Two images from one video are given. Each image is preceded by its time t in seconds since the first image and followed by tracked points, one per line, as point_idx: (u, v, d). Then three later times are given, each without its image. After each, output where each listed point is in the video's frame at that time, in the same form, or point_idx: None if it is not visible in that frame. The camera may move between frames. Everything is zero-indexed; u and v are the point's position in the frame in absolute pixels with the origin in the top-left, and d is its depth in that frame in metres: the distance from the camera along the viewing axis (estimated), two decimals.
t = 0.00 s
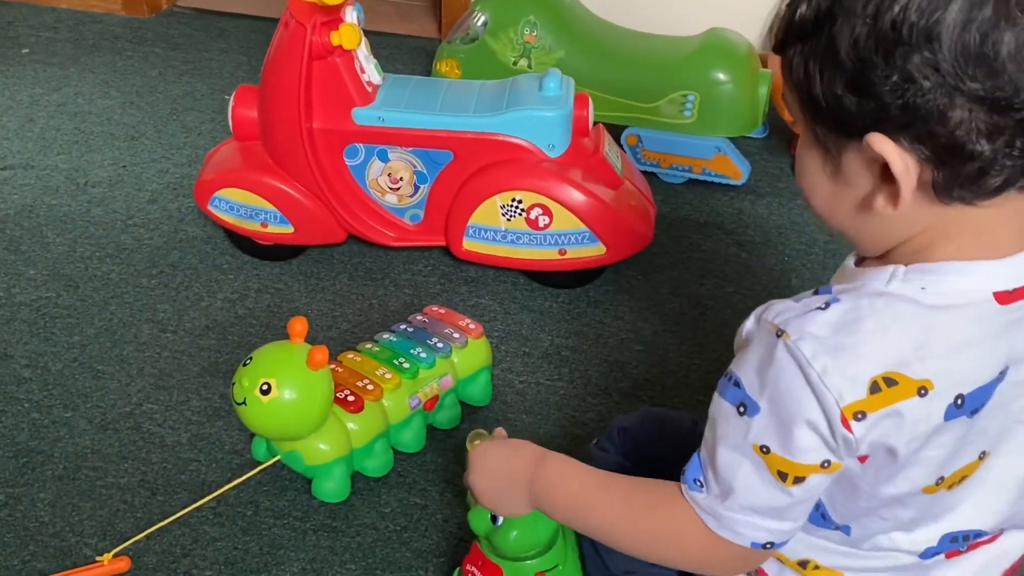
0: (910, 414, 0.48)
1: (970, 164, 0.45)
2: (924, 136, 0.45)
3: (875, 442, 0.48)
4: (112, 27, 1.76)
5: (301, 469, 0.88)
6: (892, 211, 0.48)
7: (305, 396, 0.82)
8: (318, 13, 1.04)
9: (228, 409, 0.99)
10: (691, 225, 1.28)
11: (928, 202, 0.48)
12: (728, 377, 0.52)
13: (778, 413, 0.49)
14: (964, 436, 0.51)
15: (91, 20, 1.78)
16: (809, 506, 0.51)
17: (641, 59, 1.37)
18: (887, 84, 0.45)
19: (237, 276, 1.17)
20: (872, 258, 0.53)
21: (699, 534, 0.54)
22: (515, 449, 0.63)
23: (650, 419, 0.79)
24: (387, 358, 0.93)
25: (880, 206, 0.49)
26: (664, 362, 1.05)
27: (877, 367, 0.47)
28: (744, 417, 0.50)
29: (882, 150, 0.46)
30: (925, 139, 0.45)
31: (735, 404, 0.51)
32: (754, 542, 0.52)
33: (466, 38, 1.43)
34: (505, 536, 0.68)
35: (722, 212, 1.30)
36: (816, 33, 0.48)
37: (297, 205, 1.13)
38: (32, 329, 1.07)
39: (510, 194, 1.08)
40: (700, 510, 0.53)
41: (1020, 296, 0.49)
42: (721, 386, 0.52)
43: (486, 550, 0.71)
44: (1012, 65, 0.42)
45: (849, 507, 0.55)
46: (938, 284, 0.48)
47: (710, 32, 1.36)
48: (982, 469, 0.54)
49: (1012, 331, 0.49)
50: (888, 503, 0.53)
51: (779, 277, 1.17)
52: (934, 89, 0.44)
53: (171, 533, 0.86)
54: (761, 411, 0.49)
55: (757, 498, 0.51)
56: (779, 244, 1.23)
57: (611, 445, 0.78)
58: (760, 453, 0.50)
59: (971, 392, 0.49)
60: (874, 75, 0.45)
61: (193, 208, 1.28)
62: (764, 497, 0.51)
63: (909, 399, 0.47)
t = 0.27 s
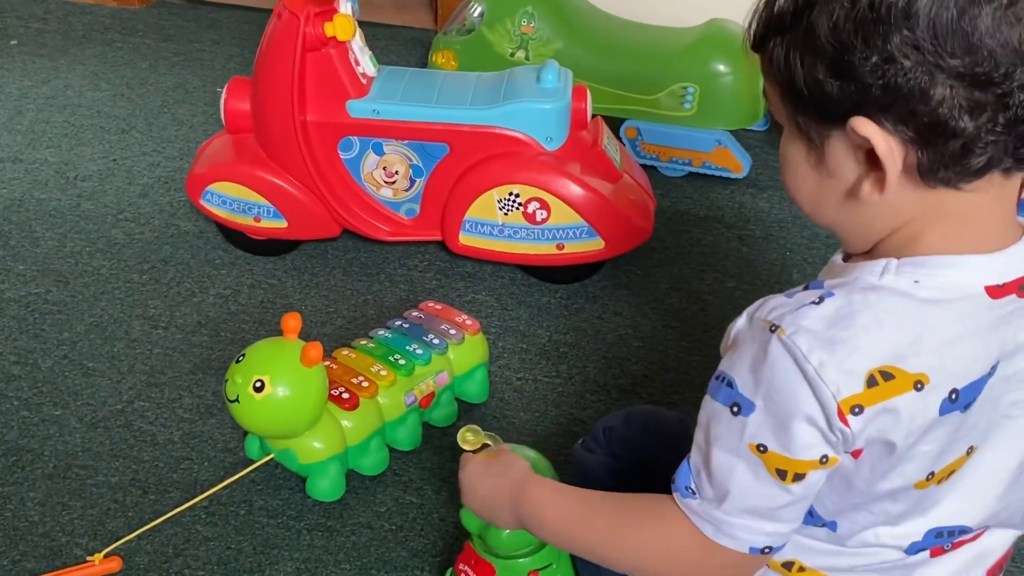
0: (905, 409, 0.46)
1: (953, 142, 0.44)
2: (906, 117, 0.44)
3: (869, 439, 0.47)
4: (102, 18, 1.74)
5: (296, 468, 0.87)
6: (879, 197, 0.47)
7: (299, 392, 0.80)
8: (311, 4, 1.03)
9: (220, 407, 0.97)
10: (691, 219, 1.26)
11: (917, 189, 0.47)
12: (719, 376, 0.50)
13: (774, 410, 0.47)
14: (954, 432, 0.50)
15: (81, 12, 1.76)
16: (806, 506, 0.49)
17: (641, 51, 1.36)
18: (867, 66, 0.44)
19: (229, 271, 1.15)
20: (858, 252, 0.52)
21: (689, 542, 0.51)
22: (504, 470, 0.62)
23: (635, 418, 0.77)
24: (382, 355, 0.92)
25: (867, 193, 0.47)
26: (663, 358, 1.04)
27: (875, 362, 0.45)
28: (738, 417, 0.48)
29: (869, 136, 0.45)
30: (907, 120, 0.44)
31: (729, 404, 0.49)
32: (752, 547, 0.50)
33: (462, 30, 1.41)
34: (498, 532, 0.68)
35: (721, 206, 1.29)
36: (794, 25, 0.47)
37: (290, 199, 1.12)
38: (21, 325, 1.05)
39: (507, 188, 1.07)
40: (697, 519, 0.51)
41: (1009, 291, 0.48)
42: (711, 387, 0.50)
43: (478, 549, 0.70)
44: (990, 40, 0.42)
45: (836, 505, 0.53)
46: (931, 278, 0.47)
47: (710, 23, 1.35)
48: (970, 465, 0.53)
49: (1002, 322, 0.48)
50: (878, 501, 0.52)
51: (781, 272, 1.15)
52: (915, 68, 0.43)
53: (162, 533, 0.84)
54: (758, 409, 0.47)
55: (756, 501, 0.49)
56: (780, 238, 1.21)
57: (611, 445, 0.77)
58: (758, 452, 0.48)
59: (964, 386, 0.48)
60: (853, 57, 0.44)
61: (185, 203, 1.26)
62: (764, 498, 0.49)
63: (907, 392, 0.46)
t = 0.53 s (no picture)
0: (903, 404, 0.46)
1: (954, 142, 0.44)
2: (907, 115, 0.44)
3: (869, 432, 0.47)
4: (99, 17, 1.74)
5: (294, 468, 0.87)
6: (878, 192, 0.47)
7: (297, 393, 0.81)
8: (309, 4, 1.03)
9: (219, 406, 0.97)
10: (688, 218, 1.26)
11: (917, 186, 0.47)
12: (719, 371, 0.50)
13: (774, 405, 0.47)
14: (954, 426, 0.50)
15: (79, 11, 1.76)
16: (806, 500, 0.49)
17: (638, 50, 1.36)
18: (870, 64, 0.44)
19: (228, 271, 1.15)
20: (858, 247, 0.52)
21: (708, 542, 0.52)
22: (504, 454, 0.62)
23: (634, 416, 0.77)
24: (380, 355, 0.91)
25: (867, 188, 0.48)
26: (662, 358, 1.04)
27: (876, 357, 0.46)
28: (738, 411, 0.49)
29: (870, 133, 0.45)
30: (909, 118, 0.44)
31: (730, 398, 0.49)
32: (753, 540, 0.51)
33: (460, 29, 1.42)
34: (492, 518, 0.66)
35: (720, 204, 1.29)
36: (799, 20, 0.47)
37: (288, 198, 1.12)
38: (19, 326, 1.05)
39: (505, 187, 1.07)
40: (699, 511, 0.51)
41: (1009, 287, 0.48)
42: (713, 382, 0.51)
43: (472, 538, 0.69)
44: (994, 41, 0.41)
45: (839, 495, 0.53)
46: (931, 273, 0.47)
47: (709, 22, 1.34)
48: (971, 459, 0.53)
49: (1002, 319, 0.48)
50: (879, 491, 0.52)
51: (778, 271, 1.15)
52: (918, 67, 0.43)
53: (161, 533, 0.84)
54: (757, 404, 0.48)
55: (756, 494, 0.49)
56: (777, 238, 1.21)
57: (610, 445, 0.77)
58: (758, 446, 0.48)
59: (964, 381, 0.48)
60: (857, 55, 0.44)
61: (183, 202, 1.26)
62: (764, 492, 0.49)
63: (903, 387, 0.46)
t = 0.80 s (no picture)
0: (878, 398, 0.48)
1: (944, 138, 0.46)
2: (902, 110, 0.46)
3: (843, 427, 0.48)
4: (103, 22, 1.75)
5: (297, 467, 0.88)
6: (868, 185, 0.49)
7: (300, 393, 0.82)
8: (312, 8, 1.04)
9: (222, 406, 0.98)
10: (686, 219, 1.27)
11: (904, 180, 0.49)
12: (703, 351, 0.53)
13: (744, 389, 0.49)
14: (937, 422, 0.51)
15: (82, 15, 1.77)
16: (756, 481, 0.53)
17: (636, 53, 1.37)
18: (869, 58, 0.45)
19: (231, 272, 1.16)
20: (841, 240, 0.54)
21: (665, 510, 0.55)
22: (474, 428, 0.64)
23: (629, 418, 0.79)
24: (382, 355, 0.93)
25: (856, 181, 0.49)
26: (660, 357, 1.05)
27: (853, 350, 0.47)
28: (711, 390, 0.52)
29: (866, 127, 0.46)
30: (903, 112, 0.46)
31: (707, 377, 0.52)
32: (694, 511, 0.54)
33: (460, 32, 1.43)
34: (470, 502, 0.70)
35: (717, 205, 1.30)
36: (797, 11, 0.48)
37: (290, 201, 1.13)
38: (25, 327, 1.06)
39: (505, 189, 1.08)
40: (651, 473, 0.54)
41: (992, 284, 0.50)
42: (695, 359, 0.53)
43: (454, 524, 0.73)
44: (993, 40, 0.43)
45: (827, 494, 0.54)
46: (914, 271, 0.49)
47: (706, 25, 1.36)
48: (958, 455, 0.53)
49: (985, 316, 0.50)
50: (865, 490, 0.53)
51: (775, 271, 1.17)
52: (916, 63, 0.44)
53: (166, 532, 0.85)
54: (727, 385, 0.50)
55: (707, 469, 0.52)
56: (774, 238, 1.23)
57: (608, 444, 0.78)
58: (716, 425, 0.51)
59: (943, 376, 0.49)
60: (856, 48, 0.46)
61: (186, 205, 1.28)
62: (711, 469, 0.52)
63: (876, 381, 0.47)
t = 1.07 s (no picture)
0: (867, 394, 0.50)
1: (912, 145, 0.48)
2: (872, 115, 0.48)
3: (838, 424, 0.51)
4: (114, 34, 1.79)
5: (303, 466, 0.91)
6: (834, 184, 0.51)
7: (306, 394, 0.85)
8: (316, 21, 1.07)
9: (230, 407, 1.02)
10: (681, 224, 1.30)
11: (869, 183, 0.51)
12: (691, 372, 0.54)
13: (744, 398, 0.50)
14: (915, 412, 0.53)
15: (94, 27, 1.81)
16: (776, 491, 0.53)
17: (632, 64, 1.40)
18: (844, 62, 0.47)
19: (239, 277, 1.20)
20: (810, 236, 0.56)
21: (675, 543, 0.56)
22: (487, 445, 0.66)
23: (623, 418, 0.82)
24: (385, 357, 0.96)
25: (823, 180, 0.52)
26: (654, 359, 1.08)
27: (841, 349, 0.49)
28: (710, 408, 0.52)
29: (836, 128, 0.49)
30: (874, 117, 0.48)
31: (704, 396, 0.53)
32: (721, 533, 0.54)
33: (460, 44, 1.46)
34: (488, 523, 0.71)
35: (710, 211, 1.33)
36: (779, 12, 0.49)
37: (296, 207, 1.16)
38: (39, 330, 1.10)
39: (504, 196, 1.11)
40: (668, 503, 0.55)
41: (959, 278, 0.52)
42: (685, 382, 0.54)
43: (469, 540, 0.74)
44: (962, 52, 0.45)
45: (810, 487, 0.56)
46: (889, 269, 0.51)
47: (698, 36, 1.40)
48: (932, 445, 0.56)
49: (953, 310, 0.52)
50: (847, 479, 0.55)
51: (767, 275, 1.20)
52: (888, 70, 0.46)
53: (176, 529, 0.89)
54: (726, 399, 0.51)
55: (724, 487, 0.52)
56: (766, 243, 1.26)
57: (600, 441, 0.81)
58: (727, 439, 0.52)
59: (924, 370, 0.52)
60: (832, 52, 0.47)
61: (195, 211, 1.31)
62: (731, 485, 0.52)
63: (869, 377, 0.50)
